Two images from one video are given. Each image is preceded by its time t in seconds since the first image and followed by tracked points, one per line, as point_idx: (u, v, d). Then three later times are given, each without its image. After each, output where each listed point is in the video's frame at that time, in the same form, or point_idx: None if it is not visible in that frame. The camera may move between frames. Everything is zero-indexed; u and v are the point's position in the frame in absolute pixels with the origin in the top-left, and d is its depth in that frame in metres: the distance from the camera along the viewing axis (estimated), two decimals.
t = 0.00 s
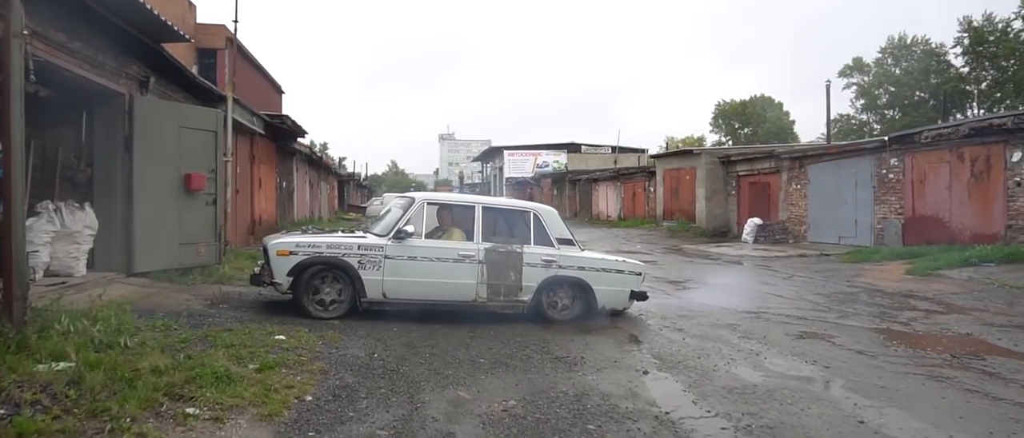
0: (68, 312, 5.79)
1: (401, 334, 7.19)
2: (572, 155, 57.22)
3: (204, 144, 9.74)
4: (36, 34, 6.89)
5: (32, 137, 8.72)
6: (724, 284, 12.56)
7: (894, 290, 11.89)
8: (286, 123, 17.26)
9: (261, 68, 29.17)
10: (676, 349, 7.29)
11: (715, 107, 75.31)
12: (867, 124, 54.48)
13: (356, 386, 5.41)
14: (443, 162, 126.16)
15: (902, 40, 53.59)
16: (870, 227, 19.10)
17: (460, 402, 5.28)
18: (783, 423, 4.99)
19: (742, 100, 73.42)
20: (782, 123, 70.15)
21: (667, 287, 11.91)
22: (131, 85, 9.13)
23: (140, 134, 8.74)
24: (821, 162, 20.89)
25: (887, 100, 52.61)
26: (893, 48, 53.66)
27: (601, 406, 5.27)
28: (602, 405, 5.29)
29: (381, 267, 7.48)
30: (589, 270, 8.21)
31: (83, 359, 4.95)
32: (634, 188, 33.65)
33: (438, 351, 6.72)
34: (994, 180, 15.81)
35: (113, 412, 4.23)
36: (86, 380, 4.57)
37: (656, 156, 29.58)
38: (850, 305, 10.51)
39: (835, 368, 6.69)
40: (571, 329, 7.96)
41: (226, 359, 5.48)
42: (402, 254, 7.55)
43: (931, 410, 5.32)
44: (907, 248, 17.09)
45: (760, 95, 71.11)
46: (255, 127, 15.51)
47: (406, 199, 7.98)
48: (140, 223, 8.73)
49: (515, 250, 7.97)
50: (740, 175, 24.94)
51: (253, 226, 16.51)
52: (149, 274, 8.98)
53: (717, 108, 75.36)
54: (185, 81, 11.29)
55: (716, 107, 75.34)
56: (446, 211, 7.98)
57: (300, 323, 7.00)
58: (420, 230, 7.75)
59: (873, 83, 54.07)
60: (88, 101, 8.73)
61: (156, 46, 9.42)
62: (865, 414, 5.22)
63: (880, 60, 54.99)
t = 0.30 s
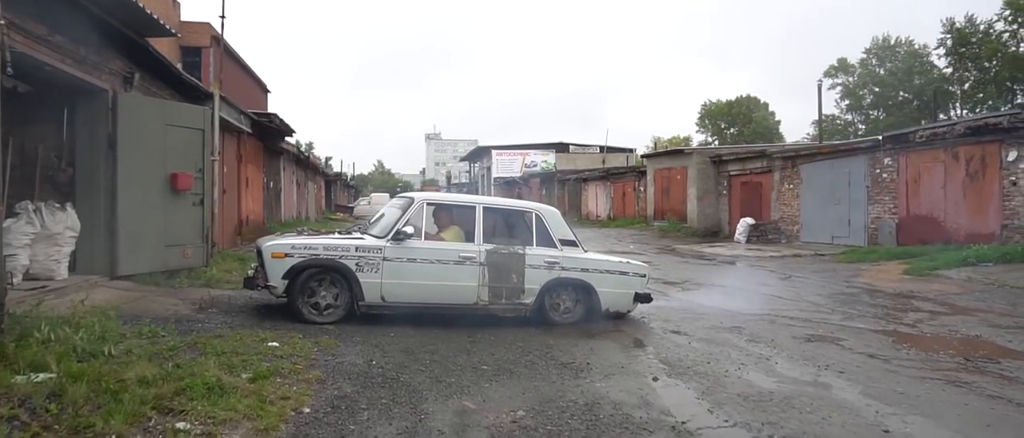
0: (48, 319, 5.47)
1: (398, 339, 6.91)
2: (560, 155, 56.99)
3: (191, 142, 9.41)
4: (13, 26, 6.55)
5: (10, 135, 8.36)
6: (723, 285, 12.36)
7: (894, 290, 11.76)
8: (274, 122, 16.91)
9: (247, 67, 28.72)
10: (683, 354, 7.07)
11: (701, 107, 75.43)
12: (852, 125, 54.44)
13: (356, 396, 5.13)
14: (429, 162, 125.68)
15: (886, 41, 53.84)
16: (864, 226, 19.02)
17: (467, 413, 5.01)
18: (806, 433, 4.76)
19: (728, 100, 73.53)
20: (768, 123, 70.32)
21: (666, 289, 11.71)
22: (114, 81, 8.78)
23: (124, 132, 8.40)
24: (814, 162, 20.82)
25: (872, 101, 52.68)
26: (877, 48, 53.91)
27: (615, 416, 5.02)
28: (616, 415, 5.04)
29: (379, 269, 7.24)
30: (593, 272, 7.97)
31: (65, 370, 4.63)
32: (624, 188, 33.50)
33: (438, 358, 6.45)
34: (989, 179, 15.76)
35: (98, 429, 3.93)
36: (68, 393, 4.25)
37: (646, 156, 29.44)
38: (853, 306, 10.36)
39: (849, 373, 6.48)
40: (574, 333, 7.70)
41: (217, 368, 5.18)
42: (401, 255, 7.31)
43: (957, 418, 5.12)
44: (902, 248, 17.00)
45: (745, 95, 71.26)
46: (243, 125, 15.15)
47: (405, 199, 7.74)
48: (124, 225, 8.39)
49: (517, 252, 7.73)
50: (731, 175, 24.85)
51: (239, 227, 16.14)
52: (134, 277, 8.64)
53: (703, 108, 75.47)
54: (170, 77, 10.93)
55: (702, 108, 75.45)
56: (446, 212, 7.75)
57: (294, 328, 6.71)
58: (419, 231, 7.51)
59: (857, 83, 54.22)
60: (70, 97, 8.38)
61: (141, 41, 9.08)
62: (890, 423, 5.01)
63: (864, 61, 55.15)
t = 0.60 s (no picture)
0: (29, 327, 5.15)
1: (398, 346, 6.64)
2: (549, 155, 56.77)
3: (179, 141, 9.09)
4: None
5: None
6: (722, 287, 12.17)
7: (895, 292, 11.65)
8: (262, 121, 16.57)
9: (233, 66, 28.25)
10: (693, 360, 6.85)
11: (688, 107, 75.51)
12: (837, 125, 54.34)
13: (358, 408, 4.86)
14: (416, 162, 125.18)
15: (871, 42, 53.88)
16: (858, 227, 18.98)
17: (476, 426, 4.76)
18: None
19: (715, 100, 73.60)
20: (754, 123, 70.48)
21: (666, 291, 11.52)
22: (100, 77, 8.46)
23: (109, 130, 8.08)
24: (807, 162, 20.75)
25: (857, 101, 52.59)
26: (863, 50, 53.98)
27: (632, 429, 4.79)
28: (632, 427, 4.81)
29: (376, 274, 6.98)
30: (595, 276, 7.74)
31: (48, 383, 4.33)
32: (614, 188, 33.35)
33: (440, 366, 6.18)
34: (986, 179, 15.78)
35: None
36: (53, 409, 3.96)
37: (637, 156, 29.30)
38: (856, 308, 10.21)
39: (864, 379, 6.29)
40: (578, 338, 7.47)
41: (211, 379, 4.88)
42: (399, 259, 7.05)
43: (985, 428, 4.95)
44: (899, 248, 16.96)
45: (731, 95, 71.35)
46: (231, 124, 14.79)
47: (403, 200, 7.48)
48: (109, 227, 8.06)
49: (519, 256, 7.49)
50: (724, 175, 24.75)
51: (227, 229, 15.78)
52: (120, 281, 8.32)
53: (689, 109, 75.55)
54: (157, 73, 10.59)
55: (689, 108, 75.53)
56: (445, 214, 7.49)
57: (289, 335, 6.42)
58: (418, 234, 7.25)
59: (842, 85, 54.16)
60: (52, 94, 8.05)
61: (127, 36, 8.76)
62: (917, 434, 4.82)
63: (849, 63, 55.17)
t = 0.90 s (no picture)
0: None
1: (386, 352, 6.37)
2: (530, 155, 56.62)
3: (154, 139, 8.72)
4: None
5: None
6: (711, 288, 12.03)
7: (884, 292, 11.62)
8: (240, 119, 16.19)
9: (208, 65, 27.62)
10: (691, 363, 6.66)
11: (666, 108, 75.70)
12: (813, 126, 54.45)
13: (349, 419, 4.58)
14: (394, 163, 124.40)
15: (846, 45, 53.77)
16: (841, 227, 19.01)
17: None
18: None
19: (694, 101, 73.84)
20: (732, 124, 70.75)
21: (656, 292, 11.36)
22: (70, 72, 8.09)
23: (80, 127, 7.71)
24: (790, 162, 20.76)
25: (832, 103, 52.39)
26: (838, 52, 53.73)
27: None
28: None
29: (363, 277, 6.70)
30: (588, 278, 7.53)
31: (12, 398, 4.00)
32: (596, 188, 33.23)
33: (432, 372, 5.92)
34: (969, 180, 15.82)
35: None
36: (18, 427, 3.64)
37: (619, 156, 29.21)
38: (848, 309, 10.13)
39: (868, 383, 6.14)
40: (572, 341, 7.24)
41: (191, 390, 4.58)
42: (387, 261, 6.78)
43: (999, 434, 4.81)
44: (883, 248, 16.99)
45: (709, 96, 71.63)
46: (208, 122, 14.39)
47: (390, 200, 7.20)
48: (80, 229, 7.69)
49: (510, 257, 7.25)
50: (706, 175, 24.73)
51: (204, 230, 15.37)
52: (93, 285, 7.95)
53: (667, 109, 75.76)
54: (131, 69, 10.22)
55: (667, 108, 75.73)
56: (434, 214, 7.21)
57: (274, 342, 6.13)
58: (406, 236, 6.98)
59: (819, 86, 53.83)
60: (20, 90, 7.68)
61: (99, 29, 8.39)
62: None
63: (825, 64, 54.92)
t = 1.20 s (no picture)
0: None
1: (376, 358, 6.10)
2: (511, 155, 56.46)
3: (129, 137, 8.35)
4: None
5: None
6: (700, 289, 11.89)
7: (875, 293, 11.57)
8: (218, 118, 15.81)
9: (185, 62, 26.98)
10: (690, 368, 6.47)
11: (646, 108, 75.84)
12: (791, 128, 54.09)
13: (340, 432, 4.32)
14: (373, 163, 123.58)
15: (823, 47, 53.81)
16: (826, 227, 19.01)
17: None
18: None
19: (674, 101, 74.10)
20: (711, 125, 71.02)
21: (646, 293, 11.19)
22: (40, 66, 7.74)
23: (51, 125, 7.34)
24: (774, 162, 20.74)
25: (810, 104, 52.42)
26: (816, 53, 53.80)
27: None
28: None
29: (351, 280, 6.43)
30: (582, 280, 7.31)
31: None
32: (579, 188, 33.10)
33: (424, 379, 5.67)
34: (953, 180, 15.84)
35: None
36: None
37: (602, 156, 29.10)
38: (841, 310, 10.04)
39: (873, 387, 5.99)
40: (566, 345, 7.03)
41: (170, 403, 4.28)
42: (375, 264, 6.52)
43: None
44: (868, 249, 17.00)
45: (689, 97, 71.85)
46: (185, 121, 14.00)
47: (378, 201, 6.94)
48: (51, 231, 7.33)
49: (503, 259, 7.01)
50: (690, 176, 24.69)
51: (180, 231, 14.96)
52: (65, 289, 7.60)
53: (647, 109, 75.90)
54: (105, 64, 9.83)
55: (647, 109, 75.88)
56: (424, 215, 6.96)
57: (257, 349, 5.85)
58: (395, 238, 6.72)
59: (796, 88, 53.67)
60: None
61: (73, 22, 8.02)
62: None
63: (803, 65, 54.87)
